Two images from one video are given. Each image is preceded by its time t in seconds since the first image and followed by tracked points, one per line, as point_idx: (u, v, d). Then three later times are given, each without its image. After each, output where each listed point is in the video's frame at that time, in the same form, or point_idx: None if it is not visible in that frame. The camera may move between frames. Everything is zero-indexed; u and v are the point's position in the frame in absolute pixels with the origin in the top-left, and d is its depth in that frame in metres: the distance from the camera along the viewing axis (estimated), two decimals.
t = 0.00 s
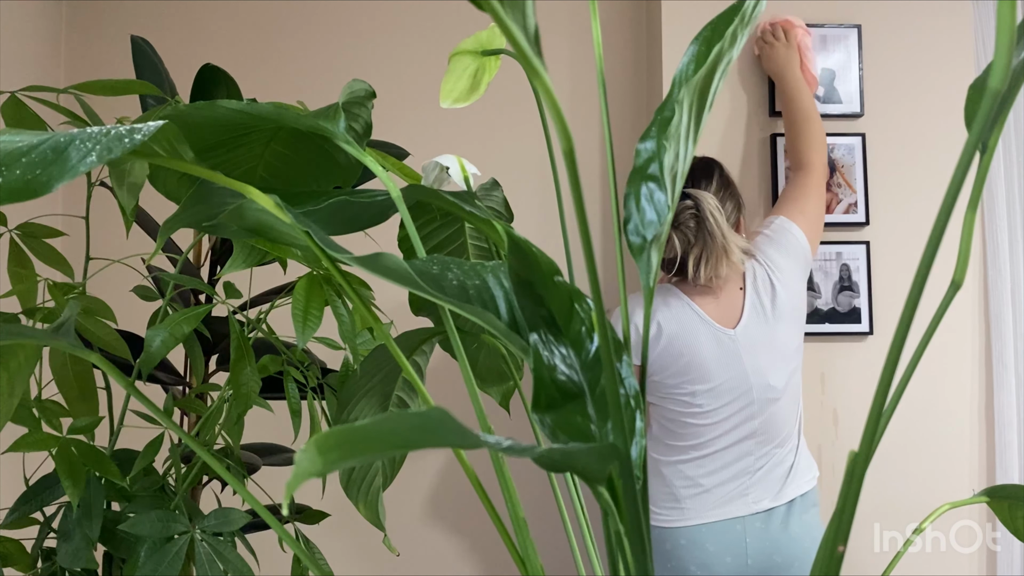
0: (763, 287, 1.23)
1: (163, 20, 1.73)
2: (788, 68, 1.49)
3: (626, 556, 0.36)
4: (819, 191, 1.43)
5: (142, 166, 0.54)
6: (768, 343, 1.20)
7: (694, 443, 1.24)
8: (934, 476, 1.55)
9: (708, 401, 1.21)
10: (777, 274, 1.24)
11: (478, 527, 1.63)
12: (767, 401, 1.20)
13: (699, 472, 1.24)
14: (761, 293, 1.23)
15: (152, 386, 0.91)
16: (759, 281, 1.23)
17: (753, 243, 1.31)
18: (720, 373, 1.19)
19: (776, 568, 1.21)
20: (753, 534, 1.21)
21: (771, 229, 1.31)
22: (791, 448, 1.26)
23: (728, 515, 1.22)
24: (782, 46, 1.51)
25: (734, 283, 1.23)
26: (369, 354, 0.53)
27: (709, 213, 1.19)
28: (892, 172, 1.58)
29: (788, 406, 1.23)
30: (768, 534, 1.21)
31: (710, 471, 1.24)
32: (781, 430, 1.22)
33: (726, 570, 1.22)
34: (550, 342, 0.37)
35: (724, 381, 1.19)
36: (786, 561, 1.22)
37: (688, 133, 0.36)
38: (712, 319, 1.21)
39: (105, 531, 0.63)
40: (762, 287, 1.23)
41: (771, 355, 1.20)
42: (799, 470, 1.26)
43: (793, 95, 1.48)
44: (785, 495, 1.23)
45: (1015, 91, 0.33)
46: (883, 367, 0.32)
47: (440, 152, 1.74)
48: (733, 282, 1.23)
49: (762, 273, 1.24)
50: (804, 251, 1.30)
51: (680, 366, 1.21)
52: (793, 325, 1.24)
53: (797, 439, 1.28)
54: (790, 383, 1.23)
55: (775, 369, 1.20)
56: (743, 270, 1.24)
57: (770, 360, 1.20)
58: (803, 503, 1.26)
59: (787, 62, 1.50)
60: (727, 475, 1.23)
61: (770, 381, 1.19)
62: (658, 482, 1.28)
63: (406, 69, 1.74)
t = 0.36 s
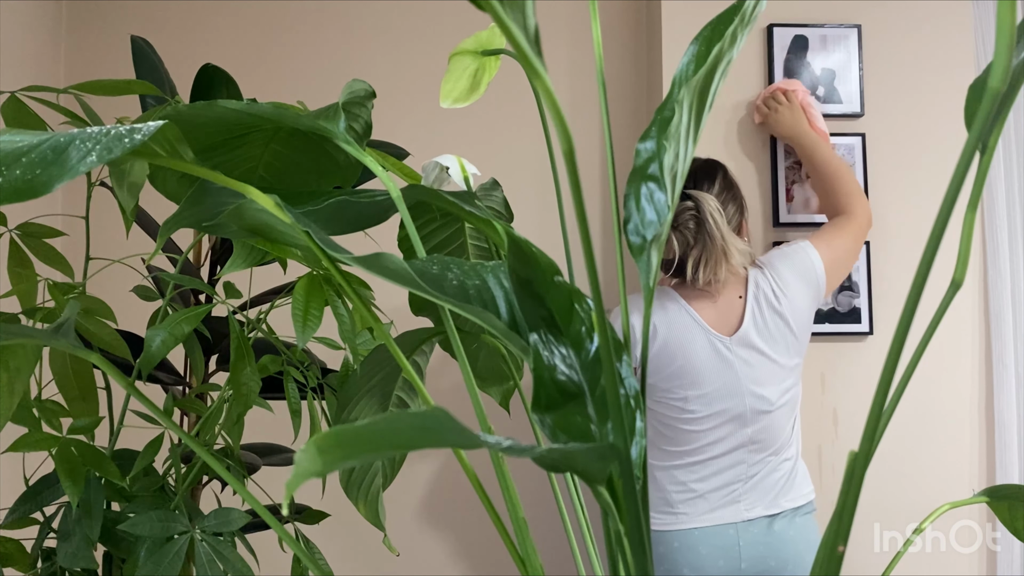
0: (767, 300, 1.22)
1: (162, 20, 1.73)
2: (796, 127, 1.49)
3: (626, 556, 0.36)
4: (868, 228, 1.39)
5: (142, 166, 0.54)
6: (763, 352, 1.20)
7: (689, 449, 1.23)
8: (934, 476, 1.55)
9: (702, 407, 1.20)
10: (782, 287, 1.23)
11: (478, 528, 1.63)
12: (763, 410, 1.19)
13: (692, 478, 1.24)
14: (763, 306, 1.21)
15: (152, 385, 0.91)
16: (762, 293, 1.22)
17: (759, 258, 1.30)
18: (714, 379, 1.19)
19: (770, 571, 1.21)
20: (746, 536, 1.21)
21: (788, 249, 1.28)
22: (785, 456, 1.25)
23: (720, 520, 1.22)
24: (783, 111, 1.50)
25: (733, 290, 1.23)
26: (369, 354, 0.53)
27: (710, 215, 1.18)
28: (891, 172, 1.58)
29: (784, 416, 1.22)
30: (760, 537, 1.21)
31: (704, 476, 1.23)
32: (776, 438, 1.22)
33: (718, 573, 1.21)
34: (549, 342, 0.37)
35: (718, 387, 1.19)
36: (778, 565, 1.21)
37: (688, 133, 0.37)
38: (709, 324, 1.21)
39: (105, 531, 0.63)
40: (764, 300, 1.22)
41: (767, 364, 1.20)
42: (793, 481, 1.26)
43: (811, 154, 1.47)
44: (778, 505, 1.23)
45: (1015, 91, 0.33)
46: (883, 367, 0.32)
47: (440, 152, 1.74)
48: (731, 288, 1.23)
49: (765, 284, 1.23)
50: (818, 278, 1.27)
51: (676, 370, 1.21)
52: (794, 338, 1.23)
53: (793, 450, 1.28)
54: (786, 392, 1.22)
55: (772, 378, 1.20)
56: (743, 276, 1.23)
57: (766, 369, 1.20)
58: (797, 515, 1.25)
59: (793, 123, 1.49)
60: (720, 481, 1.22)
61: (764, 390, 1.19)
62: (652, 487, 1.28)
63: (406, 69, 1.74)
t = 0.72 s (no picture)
0: (773, 347, 1.18)
1: (162, 20, 1.73)
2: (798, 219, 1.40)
3: (626, 555, 0.36)
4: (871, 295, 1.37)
5: (142, 166, 0.54)
6: (763, 398, 1.17)
7: (684, 488, 1.21)
8: (934, 476, 1.55)
9: (698, 450, 1.18)
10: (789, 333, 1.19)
11: (477, 529, 1.63)
12: (761, 454, 1.17)
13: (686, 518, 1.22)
14: (767, 351, 1.17)
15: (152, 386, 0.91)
16: (771, 337, 1.18)
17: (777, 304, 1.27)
18: (710, 422, 1.17)
19: None
20: None
21: (806, 304, 1.26)
22: (781, 501, 1.23)
23: (714, 562, 1.21)
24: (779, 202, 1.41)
25: (742, 331, 1.18)
26: (369, 355, 0.53)
27: (724, 251, 1.13)
28: (891, 172, 1.58)
29: (782, 462, 1.19)
30: None
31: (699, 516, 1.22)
32: (772, 484, 1.19)
33: None
34: (550, 342, 0.37)
35: (715, 431, 1.17)
36: None
37: (687, 132, 0.37)
38: (710, 366, 1.17)
39: (105, 531, 0.63)
40: (770, 346, 1.17)
41: (769, 409, 1.17)
42: (792, 526, 1.23)
43: (809, 246, 1.39)
44: (774, 550, 1.21)
45: (1015, 90, 0.33)
46: (883, 366, 0.32)
47: (440, 152, 1.74)
48: (740, 330, 1.18)
49: (773, 328, 1.19)
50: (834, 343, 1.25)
51: (672, 410, 1.18)
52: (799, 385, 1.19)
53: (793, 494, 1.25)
54: (785, 439, 1.19)
55: (772, 424, 1.17)
56: (754, 317, 1.20)
57: (767, 415, 1.17)
58: (794, 561, 1.23)
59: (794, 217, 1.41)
60: (716, 523, 1.21)
61: (762, 437, 1.16)
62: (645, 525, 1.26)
63: (406, 69, 1.74)
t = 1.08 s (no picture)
0: (772, 348, 1.16)
1: (163, 20, 1.73)
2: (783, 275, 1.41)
3: (626, 555, 0.36)
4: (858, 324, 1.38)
5: (142, 166, 0.54)
6: (759, 400, 1.16)
7: (678, 488, 1.22)
8: (934, 476, 1.55)
9: (692, 449, 1.19)
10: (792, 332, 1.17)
11: (478, 529, 1.63)
12: (755, 456, 1.16)
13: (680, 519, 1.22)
14: (766, 352, 1.15)
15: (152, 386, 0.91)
16: (773, 336, 1.16)
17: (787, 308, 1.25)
18: (704, 422, 1.17)
19: None
20: None
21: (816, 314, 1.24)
22: (778, 507, 1.21)
23: (707, 566, 1.20)
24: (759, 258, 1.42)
25: (747, 330, 1.16)
26: (369, 355, 0.53)
27: (739, 248, 1.10)
28: (891, 172, 1.58)
29: (778, 466, 1.18)
30: None
31: (692, 518, 1.22)
32: (767, 488, 1.18)
33: None
34: (550, 342, 0.37)
35: (708, 430, 1.17)
36: None
37: (687, 132, 0.37)
38: (707, 363, 1.17)
39: (105, 531, 0.63)
40: (769, 347, 1.16)
41: (765, 410, 1.16)
42: (790, 532, 1.22)
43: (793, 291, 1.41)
44: (769, 556, 1.20)
45: (1015, 91, 0.33)
46: (883, 366, 0.32)
47: (440, 152, 1.74)
48: (747, 328, 1.17)
49: (777, 326, 1.17)
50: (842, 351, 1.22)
51: (666, 408, 1.19)
52: (799, 388, 1.17)
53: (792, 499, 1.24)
54: (782, 443, 1.18)
55: (768, 425, 1.16)
56: (763, 317, 1.17)
57: (763, 416, 1.16)
58: (790, 568, 1.22)
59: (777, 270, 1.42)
60: (708, 525, 1.21)
61: (756, 439, 1.15)
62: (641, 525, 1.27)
63: (407, 69, 1.74)
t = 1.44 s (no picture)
0: (785, 341, 1.15)
1: (163, 20, 1.73)
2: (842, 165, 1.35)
3: (626, 555, 0.36)
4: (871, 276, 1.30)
5: (142, 166, 0.54)
6: (774, 396, 1.15)
7: (692, 486, 1.21)
8: (934, 476, 1.55)
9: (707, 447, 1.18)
10: (804, 328, 1.16)
11: (478, 529, 1.63)
12: (771, 452, 1.16)
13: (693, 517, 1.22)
14: (780, 346, 1.14)
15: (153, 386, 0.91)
16: (785, 331, 1.15)
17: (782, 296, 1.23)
18: (719, 419, 1.16)
19: None
20: None
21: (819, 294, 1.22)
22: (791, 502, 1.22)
23: (722, 565, 1.20)
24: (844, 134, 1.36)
25: (754, 327, 1.16)
26: (370, 354, 0.53)
27: (744, 248, 1.11)
28: (891, 172, 1.58)
29: (792, 461, 1.18)
30: None
31: (705, 516, 1.22)
32: (780, 484, 1.19)
33: None
34: (550, 342, 0.37)
35: (723, 428, 1.16)
36: None
37: (687, 133, 0.37)
38: (721, 361, 1.16)
39: (105, 531, 0.63)
40: (782, 341, 1.15)
41: (780, 406, 1.15)
42: (800, 526, 1.23)
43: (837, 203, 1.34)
44: (783, 551, 1.20)
45: (1015, 91, 0.33)
46: (883, 367, 0.32)
47: (439, 152, 1.74)
48: (752, 326, 1.16)
49: (789, 322, 1.16)
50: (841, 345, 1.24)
51: (679, 406, 1.18)
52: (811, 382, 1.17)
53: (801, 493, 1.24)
54: (795, 438, 1.18)
55: (782, 421, 1.16)
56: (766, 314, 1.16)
57: (778, 411, 1.15)
58: (803, 562, 1.23)
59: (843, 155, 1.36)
60: (722, 523, 1.20)
61: (771, 435, 1.15)
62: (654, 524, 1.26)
63: (407, 69, 1.74)
